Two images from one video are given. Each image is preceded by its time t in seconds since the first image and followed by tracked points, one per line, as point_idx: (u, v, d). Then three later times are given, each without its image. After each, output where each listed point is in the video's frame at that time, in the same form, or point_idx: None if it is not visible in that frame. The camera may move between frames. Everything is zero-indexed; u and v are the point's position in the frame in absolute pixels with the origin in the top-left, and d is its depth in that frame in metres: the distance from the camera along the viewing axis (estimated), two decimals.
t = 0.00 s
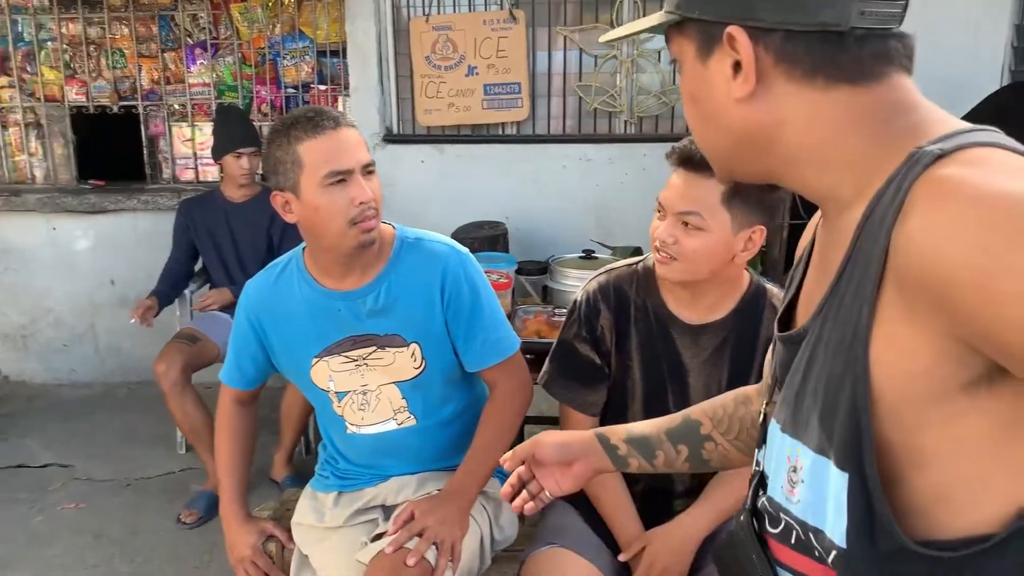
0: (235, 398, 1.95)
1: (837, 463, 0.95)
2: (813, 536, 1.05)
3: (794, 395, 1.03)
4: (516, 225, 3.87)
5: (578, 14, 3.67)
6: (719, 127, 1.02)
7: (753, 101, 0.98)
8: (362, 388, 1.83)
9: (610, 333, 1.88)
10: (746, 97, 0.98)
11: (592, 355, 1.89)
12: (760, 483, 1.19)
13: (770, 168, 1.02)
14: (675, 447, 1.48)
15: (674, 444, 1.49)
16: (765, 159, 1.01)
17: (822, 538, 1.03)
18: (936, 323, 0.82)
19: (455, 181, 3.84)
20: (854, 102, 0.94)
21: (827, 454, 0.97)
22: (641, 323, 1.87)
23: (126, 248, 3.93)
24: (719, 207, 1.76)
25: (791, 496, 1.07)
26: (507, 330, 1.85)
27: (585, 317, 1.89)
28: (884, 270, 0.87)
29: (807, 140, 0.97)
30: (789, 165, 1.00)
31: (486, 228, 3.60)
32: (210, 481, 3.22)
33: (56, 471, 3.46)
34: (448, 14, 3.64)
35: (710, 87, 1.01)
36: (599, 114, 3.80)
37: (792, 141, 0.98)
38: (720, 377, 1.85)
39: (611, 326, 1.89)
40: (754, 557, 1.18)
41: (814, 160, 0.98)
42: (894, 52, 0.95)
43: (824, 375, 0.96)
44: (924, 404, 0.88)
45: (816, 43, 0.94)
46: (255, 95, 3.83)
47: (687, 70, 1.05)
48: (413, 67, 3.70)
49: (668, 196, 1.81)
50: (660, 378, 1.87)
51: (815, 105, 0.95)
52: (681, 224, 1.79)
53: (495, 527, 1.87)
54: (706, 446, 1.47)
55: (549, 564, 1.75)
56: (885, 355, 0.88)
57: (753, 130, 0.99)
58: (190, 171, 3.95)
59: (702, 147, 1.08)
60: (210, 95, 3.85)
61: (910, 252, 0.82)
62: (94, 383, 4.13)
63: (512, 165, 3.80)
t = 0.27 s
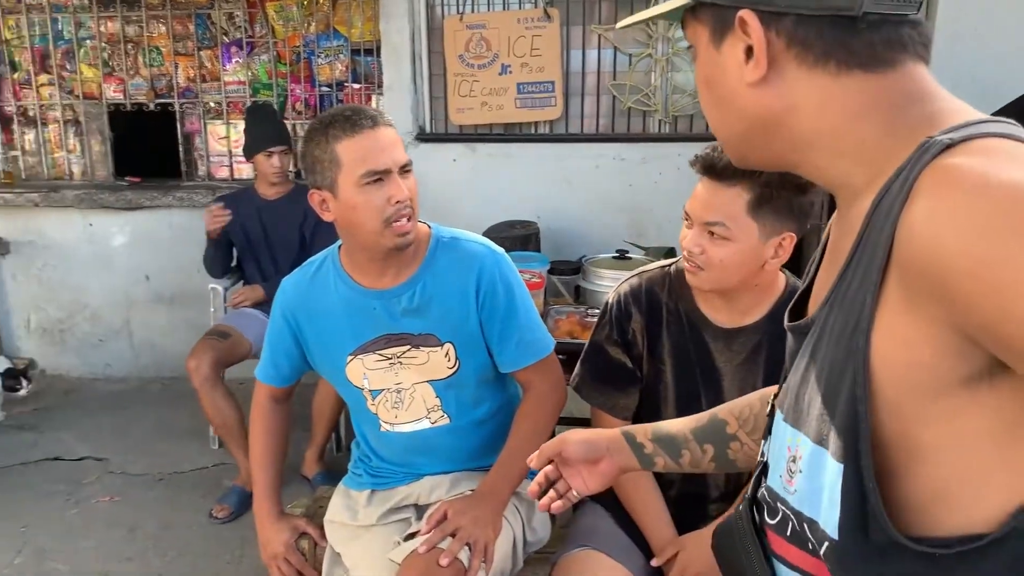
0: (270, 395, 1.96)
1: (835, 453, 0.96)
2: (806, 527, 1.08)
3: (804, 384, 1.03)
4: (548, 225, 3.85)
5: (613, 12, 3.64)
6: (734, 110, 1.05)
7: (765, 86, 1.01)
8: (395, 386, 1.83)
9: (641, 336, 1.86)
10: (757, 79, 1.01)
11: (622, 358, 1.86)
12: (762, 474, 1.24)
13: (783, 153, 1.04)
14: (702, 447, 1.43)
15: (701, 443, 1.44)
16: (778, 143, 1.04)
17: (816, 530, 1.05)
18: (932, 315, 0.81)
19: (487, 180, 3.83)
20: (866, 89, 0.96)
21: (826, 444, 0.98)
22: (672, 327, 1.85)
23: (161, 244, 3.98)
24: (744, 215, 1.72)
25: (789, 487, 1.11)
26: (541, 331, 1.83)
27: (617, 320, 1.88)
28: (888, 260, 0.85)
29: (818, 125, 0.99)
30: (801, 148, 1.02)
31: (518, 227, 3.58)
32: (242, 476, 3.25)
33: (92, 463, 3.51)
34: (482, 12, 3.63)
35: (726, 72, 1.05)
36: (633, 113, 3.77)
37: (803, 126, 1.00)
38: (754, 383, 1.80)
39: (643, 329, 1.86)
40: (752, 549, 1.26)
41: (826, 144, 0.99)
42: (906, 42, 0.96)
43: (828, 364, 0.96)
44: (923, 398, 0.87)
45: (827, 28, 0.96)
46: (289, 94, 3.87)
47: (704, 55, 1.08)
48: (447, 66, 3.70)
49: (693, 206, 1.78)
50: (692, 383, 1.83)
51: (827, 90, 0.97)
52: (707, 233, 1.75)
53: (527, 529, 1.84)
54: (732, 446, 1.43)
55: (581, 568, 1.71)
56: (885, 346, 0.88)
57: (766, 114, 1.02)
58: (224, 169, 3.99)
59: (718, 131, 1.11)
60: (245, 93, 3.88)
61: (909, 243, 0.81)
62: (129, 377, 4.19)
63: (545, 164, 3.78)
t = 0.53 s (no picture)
0: (301, 394, 1.96)
1: (863, 455, 0.92)
2: (832, 528, 1.03)
3: (836, 383, 1.00)
4: (573, 224, 3.84)
5: (639, 11, 3.62)
6: (773, 104, 0.95)
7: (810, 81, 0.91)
8: (426, 386, 1.82)
9: (671, 339, 1.78)
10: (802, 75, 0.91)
11: (652, 360, 1.78)
12: (790, 474, 1.18)
13: (824, 151, 0.95)
14: (741, 450, 1.42)
15: (740, 446, 1.43)
16: (820, 140, 0.94)
17: (839, 532, 1.01)
18: (967, 319, 0.79)
19: (512, 179, 3.82)
20: (916, 86, 0.87)
21: (853, 445, 0.95)
22: (703, 329, 1.75)
23: (187, 242, 4.00)
24: (775, 215, 1.62)
25: (815, 487, 1.06)
26: (573, 332, 1.82)
27: (645, 323, 1.80)
28: (927, 258, 0.83)
29: (866, 122, 0.89)
30: (844, 147, 0.93)
31: (543, 227, 3.57)
32: (266, 474, 3.26)
33: (118, 459, 3.54)
34: (507, 12, 3.62)
35: (766, 65, 0.94)
36: (659, 112, 3.74)
37: (850, 123, 0.91)
38: (787, 389, 1.70)
39: (673, 332, 1.78)
40: (775, 549, 1.21)
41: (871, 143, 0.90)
42: (960, 37, 0.87)
43: (858, 364, 0.93)
44: (955, 403, 0.84)
45: (877, 22, 0.87)
46: (315, 92, 3.88)
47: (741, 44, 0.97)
48: (472, 65, 3.69)
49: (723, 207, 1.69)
50: (723, 387, 1.74)
51: (876, 88, 0.88)
52: (738, 234, 1.65)
53: (557, 531, 1.83)
54: (771, 449, 1.41)
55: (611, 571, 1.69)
56: (919, 347, 0.85)
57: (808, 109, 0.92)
58: (250, 167, 4.01)
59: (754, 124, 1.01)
60: (270, 91, 3.89)
61: (947, 245, 0.79)
62: (154, 374, 4.22)
63: (571, 164, 3.77)
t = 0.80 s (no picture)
0: (318, 397, 1.96)
1: (896, 467, 0.84)
2: (861, 540, 0.93)
3: (864, 394, 0.92)
4: (584, 224, 3.82)
5: (651, 11, 3.61)
6: (807, 107, 0.91)
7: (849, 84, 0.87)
8: (445, 390, 1.81)
9: (693, 341, 1.76)
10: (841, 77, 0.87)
11: (673, 362, 1.77)
12: (815, 480, 1.09)
13: (857, 157, 0.91)
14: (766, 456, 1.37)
15: (764, 452, 1.38)
16: (855, 144, 0.90)
17: (869, 544, 0.92)
18: (1012, 326, 0.73)
19: (523, 179, 3.81)
20: (959, 90, 0.83)
21: (884, 455, 0.87)
22: (724, 331, 1.74)
23: (198, 242, 4.00)
24: (800, 213, 1.59)
25: (844, 496, 0.97)
26: (594, 335, 1.81)
27: (667, 325, 1.78)
28: (965, 265, 0.78)
29: (906, 126, 0.85)
30: (880, 152, 0.89)
31: (555, 227, 3.55)
32: (278, 475, 3.25)
33: (129, 459, 3.53)
34: (520, 12, 3.61)
35: (801, 65, 0.90)
36: (671, 113, 3.73)
37: (888, 127, 0.86)
38: (810, 392, 1.69)
39: (694, 334, 1.76)
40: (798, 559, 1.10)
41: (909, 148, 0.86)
42: (1004, 39, 0.83)
43: (890, 372, 0.87)
44: (991, 420, 0.77)
45: (920, 23, 0.83)
46: (326, 93, 3.87)
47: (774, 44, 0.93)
48: (484, 66, 3.68)
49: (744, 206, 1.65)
50: (745, 390, 1.73)
51: (916, 91, 0.84)
52: (761, 233, 1.62)
53: (577, 536, 1.82)
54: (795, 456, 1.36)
55: None
56: (958, 357, 0.78)
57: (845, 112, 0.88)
58: (261, 167, 4.00)
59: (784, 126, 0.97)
60: (282, 91, 3.89)
61: (992, 247, 0.74)
62: (165, 373, 4.22)
63: (582, 164, 3.75)
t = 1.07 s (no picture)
0: (325, 397, 1.95)
1: (925, 473, 0.83)
2: (889, 545, 0.92)
3: (890, 395, 0.91)
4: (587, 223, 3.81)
5: (654, 9, 3.60)
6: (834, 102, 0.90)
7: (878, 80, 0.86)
8: (454, 390, 1.80)
9: (704, 340, 1.76)
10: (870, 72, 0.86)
11: (685, 362, 1.77)
12: (836, 484, 1.08)
13: (884, 153, 0.90)
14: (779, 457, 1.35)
15: (778, 454, 1.36)
16: (883, 140, 0.89)
17: (898, 549, 0.91)
18: None
19: (525, 178, 3.80)
20: (990, 86, 0.82)
21: (913, 459, 0.86)
22: (736, 330, 1.73)
23: (199, 241, 3.98)
24: (814, 211, 1.58)
25: (870, 501, 0.96)
26: (603, 335, 1.80)
27: (678, 324, 1.77)
28: (999, 264, 0.79)
29: (935, 123, 0.85)
30: (908, 149, 0.88)
31: (558, 226, 3.54)
32: (282, 476, 3.24)
33: (131, 460, 3.52)
34: (522, 10, 3.59)
35: (829, 61, 0.89)
36: (674, 111, 3.72)
37: (918, 123, 0.86)
38: (821, 391, 1.68)
39: (705, 333, 1.76)
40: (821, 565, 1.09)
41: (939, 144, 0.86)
42: None
43: (920, 372, 0.85)
44: None
45: (953, 17, 0.82)
46: (327, 92, 3.86)
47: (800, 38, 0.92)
48: (486, 64, 3.66)
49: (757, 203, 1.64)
50: (757, 390, 1.73)
51: (946, 88, 0.83)
52: (775, 232, 1.61)
53: (587, 536, 1.81)
54: (809, 458, 1.35)
55: None
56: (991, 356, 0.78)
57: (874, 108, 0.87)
58: (262, 166, 3.99)
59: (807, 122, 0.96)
60: (283, 90, 3.88)
61: None
62: (166, 374, 4.21)
63: (585, 163, 3.74)
